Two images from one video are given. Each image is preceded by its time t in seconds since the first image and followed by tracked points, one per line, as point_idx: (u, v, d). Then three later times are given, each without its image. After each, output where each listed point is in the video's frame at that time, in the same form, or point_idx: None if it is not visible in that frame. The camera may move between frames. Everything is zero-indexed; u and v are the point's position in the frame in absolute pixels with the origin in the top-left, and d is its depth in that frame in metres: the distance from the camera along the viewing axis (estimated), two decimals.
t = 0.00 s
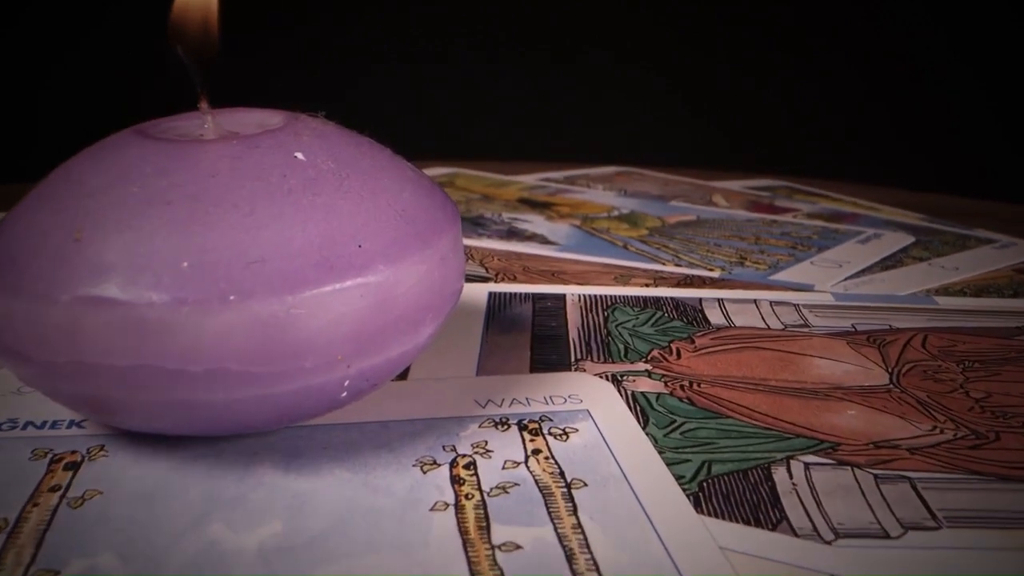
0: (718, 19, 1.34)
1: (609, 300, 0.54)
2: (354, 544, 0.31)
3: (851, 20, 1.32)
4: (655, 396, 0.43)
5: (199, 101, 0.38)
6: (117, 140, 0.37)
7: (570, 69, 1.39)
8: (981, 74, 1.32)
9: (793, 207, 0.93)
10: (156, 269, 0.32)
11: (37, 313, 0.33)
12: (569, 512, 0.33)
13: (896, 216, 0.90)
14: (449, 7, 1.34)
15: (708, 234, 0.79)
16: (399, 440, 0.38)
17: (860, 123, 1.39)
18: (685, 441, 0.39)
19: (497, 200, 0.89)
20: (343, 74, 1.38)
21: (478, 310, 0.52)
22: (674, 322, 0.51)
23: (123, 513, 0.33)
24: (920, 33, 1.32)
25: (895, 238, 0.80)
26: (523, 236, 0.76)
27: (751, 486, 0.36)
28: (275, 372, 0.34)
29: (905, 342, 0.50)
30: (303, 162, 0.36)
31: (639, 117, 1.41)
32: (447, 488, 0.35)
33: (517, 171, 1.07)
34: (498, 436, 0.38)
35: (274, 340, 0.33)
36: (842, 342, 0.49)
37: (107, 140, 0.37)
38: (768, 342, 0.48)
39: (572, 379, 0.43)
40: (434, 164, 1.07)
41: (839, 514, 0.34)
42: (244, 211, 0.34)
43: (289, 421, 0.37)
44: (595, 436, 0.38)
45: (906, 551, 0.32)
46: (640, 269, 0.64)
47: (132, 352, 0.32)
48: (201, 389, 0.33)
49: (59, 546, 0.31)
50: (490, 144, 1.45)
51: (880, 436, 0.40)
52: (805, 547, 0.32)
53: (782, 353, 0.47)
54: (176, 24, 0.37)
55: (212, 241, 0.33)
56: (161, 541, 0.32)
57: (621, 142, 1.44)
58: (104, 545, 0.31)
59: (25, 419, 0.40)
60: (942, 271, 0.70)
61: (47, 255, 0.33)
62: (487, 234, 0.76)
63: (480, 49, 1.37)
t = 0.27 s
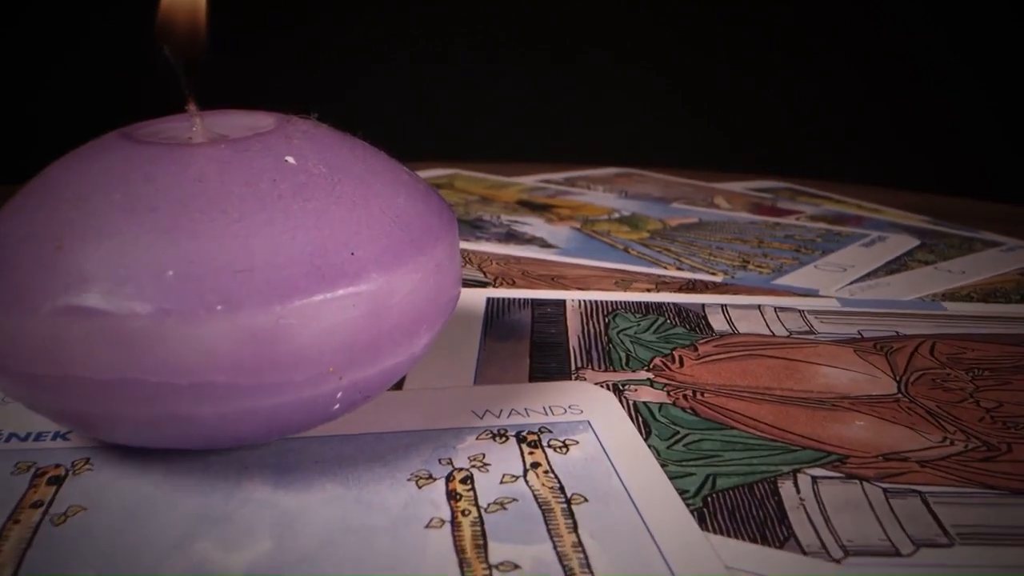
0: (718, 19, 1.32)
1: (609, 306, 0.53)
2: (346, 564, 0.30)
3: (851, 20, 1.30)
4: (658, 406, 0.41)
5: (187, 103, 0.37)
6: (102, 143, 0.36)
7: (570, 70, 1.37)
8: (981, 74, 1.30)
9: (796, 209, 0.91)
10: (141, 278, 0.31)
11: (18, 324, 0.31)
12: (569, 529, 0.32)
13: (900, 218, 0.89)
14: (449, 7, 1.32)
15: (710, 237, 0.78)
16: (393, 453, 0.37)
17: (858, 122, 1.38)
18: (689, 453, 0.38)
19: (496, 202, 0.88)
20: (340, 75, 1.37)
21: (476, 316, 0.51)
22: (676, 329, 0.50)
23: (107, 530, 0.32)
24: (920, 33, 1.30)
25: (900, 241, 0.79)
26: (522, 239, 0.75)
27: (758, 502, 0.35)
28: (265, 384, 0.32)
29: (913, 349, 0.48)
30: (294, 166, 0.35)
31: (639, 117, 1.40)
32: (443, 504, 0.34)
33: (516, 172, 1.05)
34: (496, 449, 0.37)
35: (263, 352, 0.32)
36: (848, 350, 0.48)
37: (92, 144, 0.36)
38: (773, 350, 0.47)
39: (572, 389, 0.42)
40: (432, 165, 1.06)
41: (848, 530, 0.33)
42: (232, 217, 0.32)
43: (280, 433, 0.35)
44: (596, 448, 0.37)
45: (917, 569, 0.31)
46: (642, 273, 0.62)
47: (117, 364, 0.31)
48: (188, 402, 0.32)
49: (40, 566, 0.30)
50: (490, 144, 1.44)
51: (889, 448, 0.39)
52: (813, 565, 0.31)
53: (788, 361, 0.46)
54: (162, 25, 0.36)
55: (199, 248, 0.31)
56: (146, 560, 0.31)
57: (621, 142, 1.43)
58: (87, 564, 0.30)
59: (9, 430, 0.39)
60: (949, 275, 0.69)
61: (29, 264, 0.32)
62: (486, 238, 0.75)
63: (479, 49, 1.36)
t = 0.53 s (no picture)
0: (719, 19, 1.31)
1: (610, 311, 0.52)
2: None
3: (851, 20, 1.29)
4: (660, 416, 0.40)
5: (176, 105, 0.36)
6: (90, 147, 0.35)
7: (570, 70, 1.36)
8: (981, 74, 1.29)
9: (798, 211, 0.90)
10: (128, 286, 0.30)
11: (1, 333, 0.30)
12: (569, 545, 0.31)
13: (903, 220, 0.88)
14: (449, 7, 1.31)
15: (712, 240, 0.77)
16: (389, 464, 0.36)
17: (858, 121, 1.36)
18: (693, 465, 0.37)
19: (495, 204, 0.87)
20: (339, 75, 1.36)
21: (474, 322, 0.50)
22: (678, 335, 0.48)
23: (93, 546, 0.31)
24: (920, 33, 1.29)
25: (904, 244, 0.78)
26: (522, 242, 0.74)
27: (763, 516, 0.34)
28: (256, 396, 0.31)
29: (921, 356, 0.47)
30: (286, 170, 0.34)
31: (639, 117, 1.39)
32: (439, 518, 0.33)
33: (516, 174, 1.05)
34: (493, 460, 0.36)
35: (254, 363, 0.31)
36: (855, 357, 0.47)
37: (79, 147, 0.35)
38: (778, 357, 0.46)
39: (572, 398, 0.41)
40: (431, 166, 1.05)
41: (857, 546, 0.32)
42: (221, 222, 0.31)
43: (272, 445, 0.34)
44: (597, 460, 0.36)
45: None
46: (643, 277, 0.61)
47: (102, 375, 0.30)
48: (176, 414, 0.31)
49: None
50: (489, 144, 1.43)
51: (898, 460, 0.38)
52: None
53: (792, 368, 0.45)
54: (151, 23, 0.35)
55: (188, 255, 0.30)
56: None
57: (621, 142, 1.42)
58: None
59: None
60: (954, 279, 0.68)
61: (12, 271, 0.31)
62: (485, 241, 0.74)
63: (479, 49, 1.35)
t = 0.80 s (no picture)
0: (719, 19, 1.30)
1: (611, 318, 0.50)
2: None
3: (851, 20, 1.28)
4: (663, 429, 0.39)
5: (162, 109, 0.35)
6: (72, 151, 0.34)
7: (570, 70, 1.35)
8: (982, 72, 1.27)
9: (802, 214, 0.89)
10: (108, 299, 0.28)
11: None
12: (569, 567, 0.30)
13: (909, 223, 0.87)
14: (449, 7, 1.30)
15: (715, 244, 0.75)
16: (382, 481, 0.34)
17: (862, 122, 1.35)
18: (697, 480, 0.36)
19: (495, 206, 0.86)
20: (337, 75, 1.35)
21: (472, 330, 0.48)
22: (682, 344, 0.47)
23: (73, 568, 0.30)
24: (920, 33, 1.28)
25: (910, 248, 0.76)
26: (522, 245, 0.72)
27: (771, 535, 0.32)
28: (243, 412, 0.30)
29: (931, 365, 0.46)
30: (275, 177, 0.33)
31: (639, 117, 1.38)
32: (434, 539, 0.31)
33: (516, 175, 1.03)
34: (491, 476, 0.35)
35: (240, 379, 0.29)
36: (863, 366, 0.46)
37: (62, 152, 0.34)
38: (784, 367, 0.45)
39: (572, 410, 0.40)
40: (430, 167, 1.03)
41: (869, 567, 0.31)
42: (206, 231, 0.30)
43: (261, 462, 0.33)
44: (598, 476, 0.35)
45: None
46: (645, 283, 0.60)
47: (83, 391, 0.29)
48: (160, 432, 0.30)
49: None
50: (489, 145, 1.42)
51: (909, 475, 0.36)
52: None
53: (799, 378, 0.44)
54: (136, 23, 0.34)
55: (171, 266, 0.29)
56: None
57: (622, 143, 1.41)
58: None
59: None
60: (962, 284, 0.67)
61: None
62: (484, 244, 0.72)
63: (479, 49, 1.34)
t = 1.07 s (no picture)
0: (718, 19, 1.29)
1: (612, 324, 0.49)
2: None
3: (851, 20, 1.27)
4: (666, 439, 0.38)
5: (151, 111, 0.34)
6: (58, 155, 0.33)
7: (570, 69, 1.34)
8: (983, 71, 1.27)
9: (804, 215, 0.88)
10: (92, 308, 0.27)
11: None
12: None
13: (912, 225, 0.86)
14: (449, 7, 1.29)
15: (717, 246, 0.74)
16: (376, 494, 0.33)
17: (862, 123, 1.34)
18: (701, 493, 0.35)
19: (494, 208, 0.85)
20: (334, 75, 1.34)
21: (470, 336, 0.47)
22: (684, 351, 0.46)
23: None
24: (920, 33, 1.27)
25: (915, 250, 0.75)
26: (521, 248, 0.71)
27: (778, 551, 0.31)
28: (231, 426, 0.29)
29: (939, 373, 0.45)
30: (267, 182, 0.32)
31: (639, 117, 1.36)
32: (430, 556, 0.30)
33: (516, 176, 1.03)
34: (489, 490, 0.34)
35: (230, 392, 0.28)
36: (870, 374, 0.45)
37: (47, 156, 0.33)
38: (789, 374, 0.44)
39: (572, 421, 0.39)
40: (428, 168, 1.03)
41: None
42: (195, 238, 0.29)
43: (252, 476, 0.32)
44: (600, 489, 0.34)
45: None
46: (646, 286, 0.59)
47: (65, 404, 0.28)
48: (146, 446, 0.29)
49: None
50: (489, 145, 1.40)
51: (919, 488, 0.35)
52: None
53: (805, 386, 0.43)
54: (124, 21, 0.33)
55: (157, 275, 0.28)
56: None
57: (622, 143, 1.39)
58: None
59: None
60: (968, 287, 0.66)
61: None
62: (483, 247, 0.71)
63: (479, 49, 1.33)
